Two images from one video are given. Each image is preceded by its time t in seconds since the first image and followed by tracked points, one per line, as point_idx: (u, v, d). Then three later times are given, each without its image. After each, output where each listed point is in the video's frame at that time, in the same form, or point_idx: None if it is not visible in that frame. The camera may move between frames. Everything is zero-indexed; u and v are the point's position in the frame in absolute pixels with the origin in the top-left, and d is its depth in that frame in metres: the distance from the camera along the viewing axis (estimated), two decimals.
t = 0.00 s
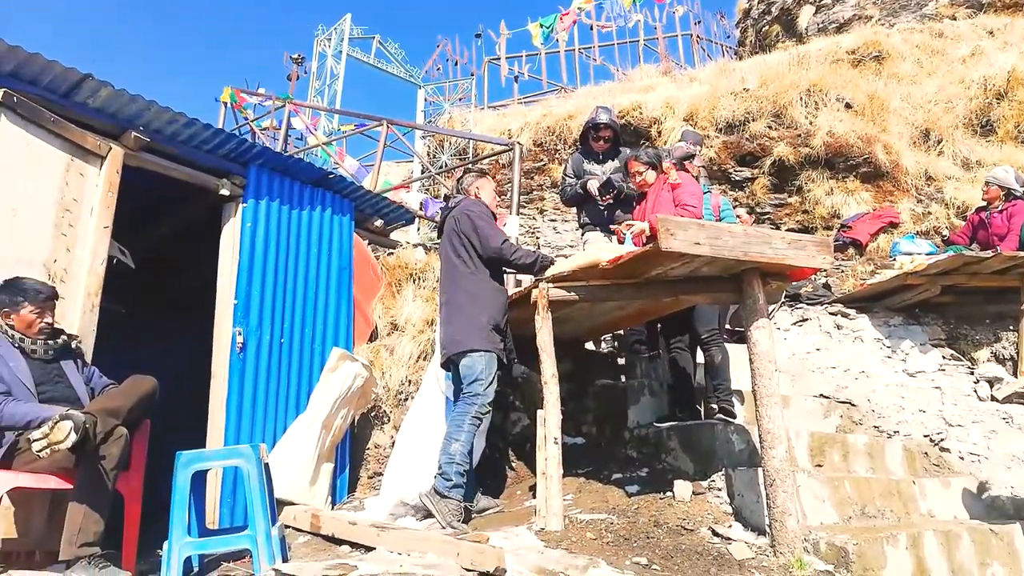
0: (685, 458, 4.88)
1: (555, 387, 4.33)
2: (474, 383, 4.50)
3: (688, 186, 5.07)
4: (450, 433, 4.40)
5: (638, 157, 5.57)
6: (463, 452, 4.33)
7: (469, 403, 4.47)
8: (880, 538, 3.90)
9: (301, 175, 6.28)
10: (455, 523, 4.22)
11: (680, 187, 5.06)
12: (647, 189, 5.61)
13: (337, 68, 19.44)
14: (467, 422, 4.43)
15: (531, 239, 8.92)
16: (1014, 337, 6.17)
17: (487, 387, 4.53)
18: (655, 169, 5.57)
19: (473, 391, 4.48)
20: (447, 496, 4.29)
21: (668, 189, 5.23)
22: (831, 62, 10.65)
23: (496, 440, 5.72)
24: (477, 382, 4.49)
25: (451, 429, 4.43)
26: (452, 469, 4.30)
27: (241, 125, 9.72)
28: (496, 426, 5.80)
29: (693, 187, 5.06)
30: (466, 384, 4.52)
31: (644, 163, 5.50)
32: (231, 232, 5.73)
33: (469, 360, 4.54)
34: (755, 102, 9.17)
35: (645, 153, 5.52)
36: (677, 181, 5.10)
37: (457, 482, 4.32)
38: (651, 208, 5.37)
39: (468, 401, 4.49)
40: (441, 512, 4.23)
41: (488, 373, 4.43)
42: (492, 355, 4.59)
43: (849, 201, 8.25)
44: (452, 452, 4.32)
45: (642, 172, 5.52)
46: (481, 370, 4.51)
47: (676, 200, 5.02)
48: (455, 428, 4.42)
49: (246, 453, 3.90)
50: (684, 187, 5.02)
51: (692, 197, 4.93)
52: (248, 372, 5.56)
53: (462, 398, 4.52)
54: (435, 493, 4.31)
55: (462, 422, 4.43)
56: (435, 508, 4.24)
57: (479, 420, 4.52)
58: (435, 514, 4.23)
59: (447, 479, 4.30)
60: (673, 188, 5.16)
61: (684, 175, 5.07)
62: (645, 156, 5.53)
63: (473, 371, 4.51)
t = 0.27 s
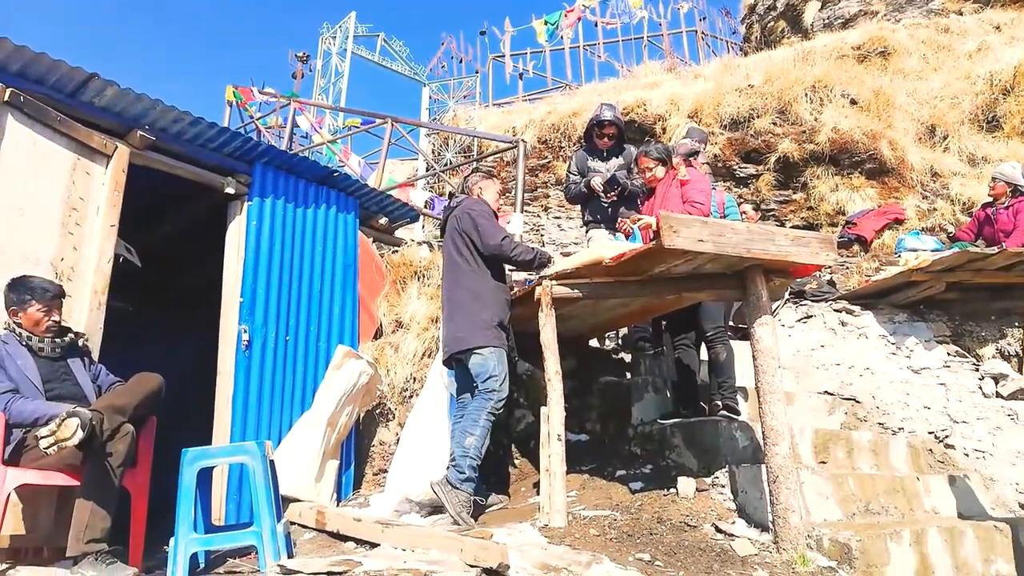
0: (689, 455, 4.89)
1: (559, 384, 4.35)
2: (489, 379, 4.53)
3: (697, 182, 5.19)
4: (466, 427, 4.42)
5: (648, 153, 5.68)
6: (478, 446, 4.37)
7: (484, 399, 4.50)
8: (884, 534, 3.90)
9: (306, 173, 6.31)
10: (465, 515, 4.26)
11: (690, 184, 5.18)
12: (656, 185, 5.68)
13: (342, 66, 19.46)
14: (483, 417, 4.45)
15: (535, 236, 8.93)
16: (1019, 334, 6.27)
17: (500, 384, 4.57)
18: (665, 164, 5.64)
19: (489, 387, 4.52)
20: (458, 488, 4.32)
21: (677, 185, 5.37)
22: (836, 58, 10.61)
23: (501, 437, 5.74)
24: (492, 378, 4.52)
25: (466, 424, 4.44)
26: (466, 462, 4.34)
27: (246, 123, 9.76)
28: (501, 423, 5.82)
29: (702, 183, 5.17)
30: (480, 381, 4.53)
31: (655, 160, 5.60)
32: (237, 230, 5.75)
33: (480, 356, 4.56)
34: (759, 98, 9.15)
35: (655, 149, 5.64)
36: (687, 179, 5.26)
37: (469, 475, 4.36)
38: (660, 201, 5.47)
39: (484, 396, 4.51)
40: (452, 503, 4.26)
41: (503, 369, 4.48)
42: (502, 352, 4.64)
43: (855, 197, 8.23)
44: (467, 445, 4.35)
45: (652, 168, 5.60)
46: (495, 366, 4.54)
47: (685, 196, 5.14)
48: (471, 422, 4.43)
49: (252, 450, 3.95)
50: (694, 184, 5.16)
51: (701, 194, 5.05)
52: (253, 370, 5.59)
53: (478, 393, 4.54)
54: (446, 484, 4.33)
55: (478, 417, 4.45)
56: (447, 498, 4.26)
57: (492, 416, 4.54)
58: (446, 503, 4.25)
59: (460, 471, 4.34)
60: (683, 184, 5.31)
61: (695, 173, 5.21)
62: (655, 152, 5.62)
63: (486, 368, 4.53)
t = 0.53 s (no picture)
0: (690, 454, 4.89)
1: (560, 384, 4.34)
2: (491, 381, 4.53)
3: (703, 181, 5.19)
4: (468, 428, 4.43)
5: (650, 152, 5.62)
6: (480, 447, 4.38)
7: (487, 401, 4.51)
8: (886, 534, 3.89)
9: (307, 173, 6.31)
10: (467, 513, 4.24)
11: (695, 183, 5.17)
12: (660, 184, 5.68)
13: (344, 65, 19.47)
14: (486, 418, 4.46)
15: (537, 236, 8.92)
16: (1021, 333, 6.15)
17: (503, 385, 4.58)
18: (670, 163, 5.60)
19: (492, 389, 4.52)
20: (460, 488, 4.33)
21: (681, 183, 5.39)
22: (839, 56, 10.59)
23: (502, 437, 5.73)
24: (495, 380, 4.52)
25: (468, 425, 4.45)
26: (467, 463, 4.35)
27: (247, 123, 9.76)
28: (502, 422, 5.81)
29: (707, 184, 5.16)
30: (482, 383, 4.54)
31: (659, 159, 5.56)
32: (238, 229, 5.75)
33: (482, 358, 4.56)
34: (761, 97, 9.13)
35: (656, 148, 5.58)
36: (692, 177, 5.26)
37: (471, 476, 4.38)
38: (664, 199, 5.48)
39: (486, 398, 4.52)
40: (452, 499, 4.24)
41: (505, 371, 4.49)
42: (503, 353, 4.64)
43: (857, 196, 8.21)
44: (470, 447, 4.36)
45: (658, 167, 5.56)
46: (497, 368, 4.55)
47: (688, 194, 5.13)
48: (473, 424, 4.44)
49: (252, 450, 3.96)
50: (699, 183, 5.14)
51: (705, 195, 5.02)
52: (255, 369, 5.59)
53: (480, 394, 4.54)
54: (446, 483, 4.33)
55: (480, 419, 4.46)
56: (448, 496, 4.25)
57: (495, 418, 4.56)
58: (448, 499, 4.23)
59: (461, 472, 4.36)
60: (687, 183, 5.32)
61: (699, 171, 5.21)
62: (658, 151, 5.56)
63: (488, 370, 4.54)
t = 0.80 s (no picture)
0: (694, 453, 4.88)
1: (563, 383, 4.34)
2: (496, 381, 4.52)
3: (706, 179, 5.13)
4: (473, 429, 4.43)
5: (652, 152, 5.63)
6: (485, 448, 4.38)
7: (492, 401, 4.50)
8: (891, 533, 3.87)
9: (310, 172, 6.30)
10: (472, 510, 4.23)
11: (699, 182, 5.12)
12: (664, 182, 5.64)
13: (347, 64, 19.47)
14: (491, 419, 4.46)
15: (540, 235, 8.90)
16: None
17: (508, 385, 4.57)
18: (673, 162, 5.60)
19: (496, 390, 4.51)
20: (464, 487, 4.31)
21: (686, 182, 5.33)
22: (843, 54, 10.55)
23: (505, 435, 5.72)
24: (499, 381, 4.51)
25: (473, 426, 4.45)
26: (472, 463, 4.33)
27: (250, 121, 9.75)
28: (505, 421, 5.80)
29: (711, 181, 5.11)
30: (487, 383, 4.52)
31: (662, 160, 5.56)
32: (242, 228, 5.75)
33: (487, 358, 4.55)
34: (765, 95, 9.10)
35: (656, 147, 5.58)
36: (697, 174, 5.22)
37: (475, 476, 4.36)
38: (669, 198, 5.43)
39: (491, 398, 4.51)
40: (460, 498, 4.22)
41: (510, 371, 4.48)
42: (508, 352, 4.64)
43: (861, 193, 8.18)
44: (475, 447, 4.35)
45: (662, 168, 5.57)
46: (501, 368, 4.54)
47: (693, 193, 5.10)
48: (478, 424, 4.45)
49: (256, 449, 3.95)
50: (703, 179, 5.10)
51: (710, 192, 4.99)
52: (258, 368, 5.59)
53: (485, 395, 4.53)
54: (452, 483, 4.31)
55: (485, 419, 4.46)
56: (453, 494, 4.23)
57: (499, 418, 4.56)
58: (453, 499, 4.21)
59: (466, 472, 4.34)
60: (691, 181, 5.26)
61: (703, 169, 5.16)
62: (661, 152, 5.56)
63: (493, 370, 4.53)
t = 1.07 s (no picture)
0: (698, 451, 4.87)
1: (567, 380, 4.34)
2: (499, 379, 4.53)
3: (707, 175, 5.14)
4: (476, 427, 4.42)
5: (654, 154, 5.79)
6: (487, 446, 4.37)
7: (495, 399, 4.50)
8: (896, 531, 3.87)
9: (314, 170, 6.30)
10: (475, 508, 4.25)
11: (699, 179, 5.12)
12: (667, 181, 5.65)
13: (350, 62, 19.48)
14: (493, 416, 4.46)
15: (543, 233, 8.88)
16: None
17: (510, 383, 4.57)
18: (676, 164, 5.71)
19: (499, 388, 4.51)
20: (467, 485, 4.32)
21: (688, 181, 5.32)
22: (847, 51, 10.52)
23: (509, 433, 5.72)
24: (502, 379, 4.52)
25: (476, 423, 4.45)
26: (475, 461, 4.32)
27: (254, 120, 9.76)
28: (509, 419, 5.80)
29: (712, 177, 5.11)
30: (490, 381, 4.53)
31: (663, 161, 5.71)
32: (245, 226, 5.76)
33: (489, 356, 4.56)
34: (769, 93, 9.08)
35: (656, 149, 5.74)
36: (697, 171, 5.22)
37: (478, 474, 4.36)
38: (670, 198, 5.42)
39: (494, 396, 4.52)
40: (460, 495, 4.25)
41: (513, 369, 4.49)
42: (511, 350, 4.64)
43: (865, 191, 8.16)
44: (477, 445, 4.34)
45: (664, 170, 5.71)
46: (504, 367, 4.54)
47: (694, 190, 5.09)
48: (481, 422, 4.44)
49: (261, 446, 3.96)
50: (704, 176, 5.10)
51: (711, 188, 5.00)
52: (262, 365, 5.60)
53: (488, 393, 4.54)
54: (454, 481, 4.32)
55: (488, 417, 4.46)
56: (455, 492, 4.26)
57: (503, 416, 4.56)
58: (456, 497, 4.24)
59: (469, 470, 4.33)
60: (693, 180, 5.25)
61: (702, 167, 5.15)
62: (662, 154, 5.69)
63: (496, 368, 4.54)
